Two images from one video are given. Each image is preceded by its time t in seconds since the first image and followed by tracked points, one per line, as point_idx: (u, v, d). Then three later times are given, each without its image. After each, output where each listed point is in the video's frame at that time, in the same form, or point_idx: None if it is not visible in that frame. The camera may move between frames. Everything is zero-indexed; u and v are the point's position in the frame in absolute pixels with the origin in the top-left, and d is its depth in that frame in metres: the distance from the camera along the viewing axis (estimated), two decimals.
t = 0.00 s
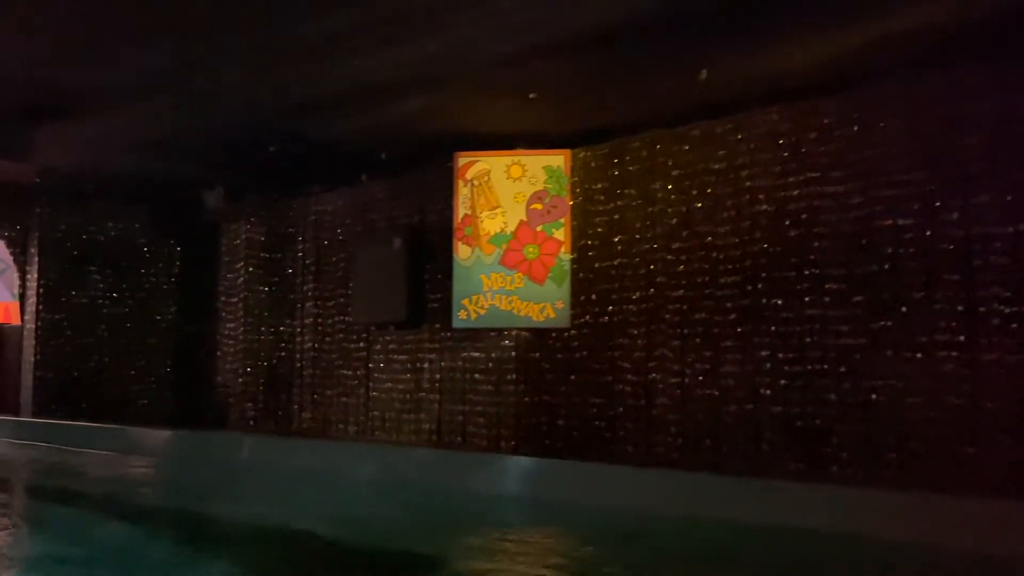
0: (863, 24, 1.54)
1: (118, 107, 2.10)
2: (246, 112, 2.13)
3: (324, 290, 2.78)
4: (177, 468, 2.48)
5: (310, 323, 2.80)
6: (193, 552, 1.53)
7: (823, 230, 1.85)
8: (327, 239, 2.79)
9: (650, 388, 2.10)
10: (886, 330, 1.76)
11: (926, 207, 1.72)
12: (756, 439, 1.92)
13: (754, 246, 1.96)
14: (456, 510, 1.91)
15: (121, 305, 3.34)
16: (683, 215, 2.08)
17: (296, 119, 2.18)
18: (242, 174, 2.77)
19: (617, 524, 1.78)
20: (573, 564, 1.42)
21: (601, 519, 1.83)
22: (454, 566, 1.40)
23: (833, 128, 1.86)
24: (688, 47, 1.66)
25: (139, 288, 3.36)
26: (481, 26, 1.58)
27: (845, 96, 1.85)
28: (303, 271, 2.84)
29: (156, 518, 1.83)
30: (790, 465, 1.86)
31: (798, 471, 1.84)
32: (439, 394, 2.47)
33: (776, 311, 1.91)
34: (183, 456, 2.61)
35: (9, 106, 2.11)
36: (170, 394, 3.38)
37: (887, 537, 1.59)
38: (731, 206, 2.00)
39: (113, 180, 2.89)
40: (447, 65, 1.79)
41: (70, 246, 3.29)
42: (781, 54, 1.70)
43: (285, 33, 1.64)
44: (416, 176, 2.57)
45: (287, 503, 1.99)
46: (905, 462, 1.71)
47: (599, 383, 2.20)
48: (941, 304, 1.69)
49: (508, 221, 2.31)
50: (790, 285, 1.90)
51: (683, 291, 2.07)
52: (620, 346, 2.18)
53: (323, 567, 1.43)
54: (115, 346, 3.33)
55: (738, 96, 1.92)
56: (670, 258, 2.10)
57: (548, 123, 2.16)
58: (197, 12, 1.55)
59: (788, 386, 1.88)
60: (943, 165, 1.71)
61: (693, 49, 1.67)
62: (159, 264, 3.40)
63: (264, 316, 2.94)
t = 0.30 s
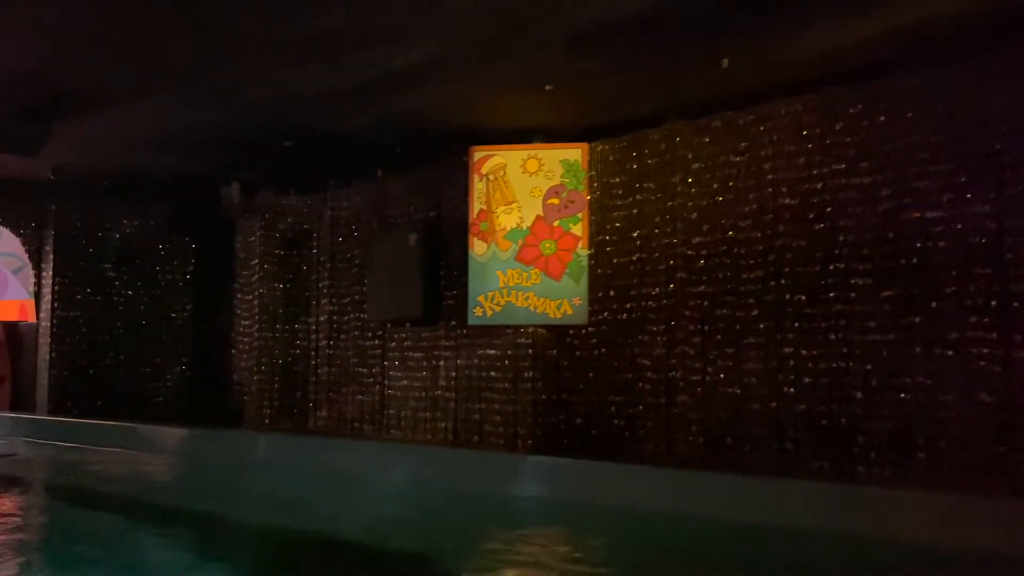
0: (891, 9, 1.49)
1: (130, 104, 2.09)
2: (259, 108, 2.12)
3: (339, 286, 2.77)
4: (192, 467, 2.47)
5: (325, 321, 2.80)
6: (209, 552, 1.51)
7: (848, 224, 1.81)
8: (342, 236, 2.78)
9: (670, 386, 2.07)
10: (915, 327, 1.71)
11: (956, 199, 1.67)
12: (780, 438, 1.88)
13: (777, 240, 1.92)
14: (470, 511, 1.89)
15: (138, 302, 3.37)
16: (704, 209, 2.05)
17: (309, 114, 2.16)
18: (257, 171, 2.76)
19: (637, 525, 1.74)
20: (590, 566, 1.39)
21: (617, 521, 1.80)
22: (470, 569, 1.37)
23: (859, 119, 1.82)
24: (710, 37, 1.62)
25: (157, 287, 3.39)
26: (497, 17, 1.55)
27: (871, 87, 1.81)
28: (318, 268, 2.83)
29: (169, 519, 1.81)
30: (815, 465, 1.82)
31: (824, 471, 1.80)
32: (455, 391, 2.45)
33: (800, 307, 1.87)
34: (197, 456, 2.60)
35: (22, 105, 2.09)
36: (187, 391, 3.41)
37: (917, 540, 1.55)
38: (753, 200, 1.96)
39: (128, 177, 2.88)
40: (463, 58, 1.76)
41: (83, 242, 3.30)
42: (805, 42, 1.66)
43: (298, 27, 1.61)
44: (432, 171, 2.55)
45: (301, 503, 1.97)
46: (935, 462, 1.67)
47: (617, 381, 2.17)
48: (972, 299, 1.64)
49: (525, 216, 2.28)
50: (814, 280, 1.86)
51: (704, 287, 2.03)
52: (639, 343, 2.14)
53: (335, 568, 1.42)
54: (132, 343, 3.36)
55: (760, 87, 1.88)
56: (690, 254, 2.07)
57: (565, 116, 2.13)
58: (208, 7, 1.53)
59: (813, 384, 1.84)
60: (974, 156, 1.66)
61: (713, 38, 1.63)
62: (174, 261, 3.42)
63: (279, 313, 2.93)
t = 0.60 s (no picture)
0: None
1: (144, 98, 2.06)
2: (274, 100, 2.08)
3: (355, 283, 2.74)
4: (205, 467, 2.45)
5: (341, 319, 2.77)
6: (218, 558, 1.48)
7: (879, 217, 1.76)
8: (358, 232, 2.75)
9: (694, 384, 2.02)
10: (950, 323, 1.66)
11: (994, 191, 1.61)
12: (808, 438, 1.83)
13: (805, 234, 1.86)
14: (487, 515, 1.85)
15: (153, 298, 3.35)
16: (728, 203, 2.00)
17: (325, 107, 2.13)
18: (273, 166, 2.74)
19: (658, 530, 1.70)
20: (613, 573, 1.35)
21: (638, 526, 1.75)
22: None
23: (891, 108, 1.76)
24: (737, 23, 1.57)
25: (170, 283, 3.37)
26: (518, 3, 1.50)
27: (904, 75, 1.75)
28: (335, 264, 2.80)
29: (182, 521, 1.78)
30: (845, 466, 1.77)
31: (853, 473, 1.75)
32: (473, 390, 2.42)
33: (828, 302, 1.82)
34: (211, 456, 2.58)
35: (36, 99, 2.08)
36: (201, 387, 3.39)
37: (953, 546, 1.49)
38: (779, 193, 1.91)
39: (144, 173, 2.87)
40: (482, 48, 1.72)
41: (99, 241, 3.30)
42: (835, 28, 1.60)
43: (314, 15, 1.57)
44: (449, 165, 2.51)
45: (315, 506, 1.94)
46: (971, 464, 1.61)
47: (639, 379, 2.13)
48: (1010, 294, 1.59)
49: (543, 211, 2.26)
50: (844, 275, 1.80)
51: (728, 283, 1.99)
52: (662, 341, 2.10)
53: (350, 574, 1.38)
54: (148, 341, 3.35)
55: (788, 75, 1.83)
56: (714, 249, 2.02)
57: (586, 108, 2.08)
58: None
59: (842, 382, 1.79)
60: (1013, 145, 1.60)
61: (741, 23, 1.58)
62: (191, 258, 3.39)
63: (296, 310, 2.91)
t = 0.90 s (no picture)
0: None
1: (158, 92, 2.05)
2: (288, 94, 2.06)
3: (370, 281, 2.72)
4: (218, 467, 2.43)
5: (356, 317, 2.75)
6: (224, 557, 1.46)
7: (908, 211, 1.71)
8: (373, 228, 2.73)
9: (716, 383, 1.99)
10: (982, 321, 1.61)
11: None
12: (833, 440, 1.79)
13: (830, 229, 1.82)
14: (502, 518, 1.82)
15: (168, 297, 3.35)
16: (751, 198, 1.96)
17: (339, 101, 2.11)
18: (288, 162, 2.72)
19: (678, 535, 1.66)
20: None
21: (659, 531, 1.71)
22: None
23: (920, 99, 1.71)
24: (762, 10, 1.53)
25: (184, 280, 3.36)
26: None
27: (933, 65, 1.71)
28: (350, 262, 2.79)
29: (195, 519, 1.77)
30: (872, 469, 1.73)
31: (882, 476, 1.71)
32: (489, 389, 2.39)
33: (855, 299, 1.78)
34: (224, 456, 2.57)
35: (51, 92, 2.07)
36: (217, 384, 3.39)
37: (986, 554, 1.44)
38: (804, 187, 1.87)
39: (160, 170, 2.86)
40: (500, 39, 1.69)
41: (115, 239, 3.31)
42: (863, 16, 1.56)
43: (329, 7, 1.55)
44: (466, 161, 2.48)
45: (328, 507, 1.92)
46: (1005, 467, 1.55)
47: (659, 378, 2.09)
48: None
49: (560, 207, 2.23)
50: (871, 272, 1.76)
51: (751, 279, 1.95)
52: (682, 339, 2.06)
53: None
54: (165, 341, 3.34)
55: (813, 66, 1.79)
56: (737, 245, 1.98)
57: (606, 99, 2.05)
58: None
59: (869, 382, 1.74)
60: None
61: (765, 11, 1.54)
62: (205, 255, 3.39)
63: (311, 308, 2.89)
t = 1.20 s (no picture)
0: None
1: (172, 88, 2.03)
2: (302, 90, 2.04)
3: (384, 279, 2.70)
4: (231, 467, 2.42)
5: (371, 315, 2.74)
6: (233, 561, 1.43)
7: (939, 207, 1.66)
8: (387, 226, 2.71)
9: (738, 385, 1.94)
10: (1017, 320, 1.56)
11: None
12: (859, 444, 1.74)
13: (857, 225, 1.77)
14: (518, 522, 1.79)
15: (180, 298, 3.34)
16: (775, 193, 1.91)
17: (354, 96, 2.08)
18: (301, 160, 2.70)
19: (698, 541, 1.62)
20: None
21: (678, 536, 1.68)
22: None
23: (951, 91, 1.67)
24: None
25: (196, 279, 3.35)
26: None
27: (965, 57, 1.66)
28: (363, 260, 2.77)
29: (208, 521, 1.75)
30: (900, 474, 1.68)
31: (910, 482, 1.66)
32: (506, 389, 2.36)
33: (883, 297, 1.73)
34: (238, 456, 2.55)
35: (64, 89, 2.05)
36: (231, 387, 3.30)
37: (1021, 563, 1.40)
38: (830, 182, 1.82)
39: (175, 168, 2.85)
40: (518, 32, 1.65)
41: (130, 237, 3.36)
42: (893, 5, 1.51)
43: None
44: (482, 158, 2.45)
45: (342, 510, 1.89)
46: None
47: (679, 379, 2.05)
48: None
49: (579, 203, 2.20)
50: (900, 269, 1.71)
51: (776, 277, 1.90)
52: (704, 338, 2.02)
53: None
54: (179, 339, 3.34)
55: (840, 57, 1.74)
56: (761, 242, 1.93)
57: (625, 94, 2.01)
58: None
59: (899, 383, 1.70)
60: None
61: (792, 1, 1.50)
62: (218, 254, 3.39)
63: (325, 307, 2.87)
